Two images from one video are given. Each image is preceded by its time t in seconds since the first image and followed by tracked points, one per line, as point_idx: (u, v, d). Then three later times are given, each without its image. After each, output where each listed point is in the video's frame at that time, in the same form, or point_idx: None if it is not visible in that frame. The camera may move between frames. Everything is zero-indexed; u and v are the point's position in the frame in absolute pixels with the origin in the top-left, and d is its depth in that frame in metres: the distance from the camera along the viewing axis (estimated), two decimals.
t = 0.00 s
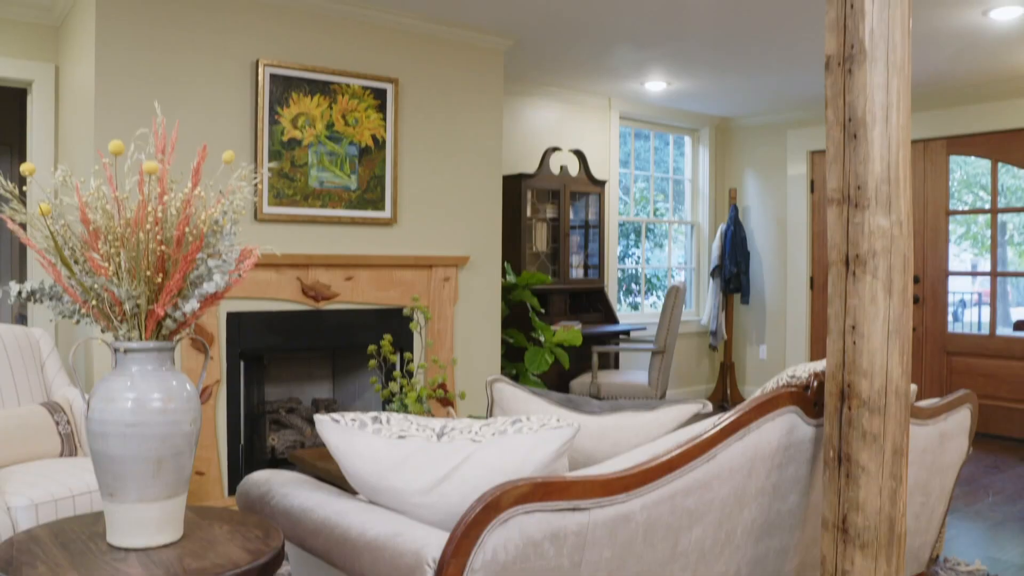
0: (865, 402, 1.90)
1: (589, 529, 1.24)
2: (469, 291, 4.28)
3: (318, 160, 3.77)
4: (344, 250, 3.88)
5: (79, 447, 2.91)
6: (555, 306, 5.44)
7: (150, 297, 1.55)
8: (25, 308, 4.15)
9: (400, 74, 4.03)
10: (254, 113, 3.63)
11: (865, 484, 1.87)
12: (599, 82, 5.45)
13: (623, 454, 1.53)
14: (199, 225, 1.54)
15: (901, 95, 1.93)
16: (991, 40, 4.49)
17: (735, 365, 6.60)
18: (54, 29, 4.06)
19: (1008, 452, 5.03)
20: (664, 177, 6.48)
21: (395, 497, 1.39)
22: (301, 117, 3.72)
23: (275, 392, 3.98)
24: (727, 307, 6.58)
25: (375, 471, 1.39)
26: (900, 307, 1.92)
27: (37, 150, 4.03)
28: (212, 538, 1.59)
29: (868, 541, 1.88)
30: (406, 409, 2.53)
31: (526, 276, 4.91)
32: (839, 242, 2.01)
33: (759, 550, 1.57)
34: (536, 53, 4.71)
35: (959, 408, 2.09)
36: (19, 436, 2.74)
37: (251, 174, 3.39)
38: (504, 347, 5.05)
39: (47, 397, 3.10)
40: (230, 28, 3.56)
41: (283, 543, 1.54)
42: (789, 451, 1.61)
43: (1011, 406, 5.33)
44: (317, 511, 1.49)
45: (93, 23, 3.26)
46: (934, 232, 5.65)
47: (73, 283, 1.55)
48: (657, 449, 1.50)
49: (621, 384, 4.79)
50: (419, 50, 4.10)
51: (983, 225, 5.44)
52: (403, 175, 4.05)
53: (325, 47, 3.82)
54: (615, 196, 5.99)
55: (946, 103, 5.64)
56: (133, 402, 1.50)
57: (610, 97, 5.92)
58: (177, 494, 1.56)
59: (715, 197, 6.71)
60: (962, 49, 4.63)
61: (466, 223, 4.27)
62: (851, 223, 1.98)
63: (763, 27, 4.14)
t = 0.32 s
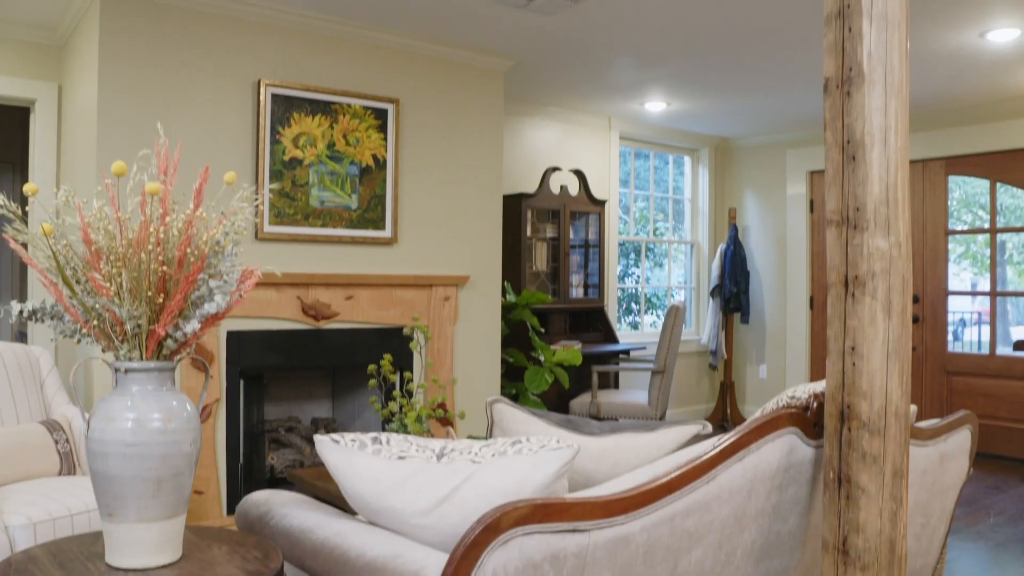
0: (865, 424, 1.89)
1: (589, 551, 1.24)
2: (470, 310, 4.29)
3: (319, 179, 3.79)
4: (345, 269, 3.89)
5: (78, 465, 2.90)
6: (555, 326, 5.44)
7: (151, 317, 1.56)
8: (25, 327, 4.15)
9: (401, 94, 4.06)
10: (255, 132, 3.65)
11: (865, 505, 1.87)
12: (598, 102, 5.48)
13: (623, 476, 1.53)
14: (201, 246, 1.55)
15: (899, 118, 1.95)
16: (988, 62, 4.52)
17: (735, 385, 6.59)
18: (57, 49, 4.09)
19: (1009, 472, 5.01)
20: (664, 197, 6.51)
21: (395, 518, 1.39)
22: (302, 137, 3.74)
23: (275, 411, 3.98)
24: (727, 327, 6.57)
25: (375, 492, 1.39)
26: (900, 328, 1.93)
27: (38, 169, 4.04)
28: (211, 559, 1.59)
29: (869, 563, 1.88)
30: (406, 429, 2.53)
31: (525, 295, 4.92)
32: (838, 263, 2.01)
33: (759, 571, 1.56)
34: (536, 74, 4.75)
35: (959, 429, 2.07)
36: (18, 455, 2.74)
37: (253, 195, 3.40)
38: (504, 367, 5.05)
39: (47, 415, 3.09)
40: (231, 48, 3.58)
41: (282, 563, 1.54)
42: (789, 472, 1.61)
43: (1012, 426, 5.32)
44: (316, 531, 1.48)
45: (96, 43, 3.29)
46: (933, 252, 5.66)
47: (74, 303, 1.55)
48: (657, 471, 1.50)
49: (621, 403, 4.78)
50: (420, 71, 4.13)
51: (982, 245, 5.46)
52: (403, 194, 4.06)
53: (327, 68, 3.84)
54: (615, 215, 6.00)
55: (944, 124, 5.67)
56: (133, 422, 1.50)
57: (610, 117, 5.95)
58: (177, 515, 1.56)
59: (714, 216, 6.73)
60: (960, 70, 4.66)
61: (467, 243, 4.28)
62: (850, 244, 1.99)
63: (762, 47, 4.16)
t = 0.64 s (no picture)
0: (865, 445, 1.89)
1: (589, 573, 1.23)
2: (469, 330, 4.29)
3: (320, 200, 3.81)
4: (345, 289, 3.89)
5: (76, 484, 2.90)
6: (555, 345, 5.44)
7: (152, 338, 1.56)
8: (24, 346, 4.15)
9: (402, 114, 4.08)
10: (256, 152, 3.66)
11: (865, 527, 1.87)
12: (598, 123, 5.51)
13: (623, 497, 1.53)
14: (202, 266, 1.55)
15: (897, 140, 1.96)
16: (986, 83, 4.55)
17: (735, 405, 6.58)
18: (61, 69, 4.12)
19: (1011, 493, 4.99)
20: (664, 217, 6.53)
21: (395, 539, 1.38)
22: (303, 156, 3.75)
23: (275, 431, 3.98)
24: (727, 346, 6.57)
25: (374, 513, 1.39)
26: (899, 349, 1.93)
27: (41, 189, 4.06)
28: None
29: None
30: (406, 450, 2.53)
31: (525, 315, 4.92)
32: (837, 285, 2.02)
33: None
34: (536, 94, 4.78)
35: (960, 450, 2.03)
36: (16, 474, 2.73)
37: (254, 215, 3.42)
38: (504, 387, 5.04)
39: (45, 434, 3.09)
40: (233, 69, 3.61)
41: None
42: (789, 494, 1.60)
43: (1012, 447, 5.30)
44: (315, 552, 1.48)
45: (99, 63, 3.31)
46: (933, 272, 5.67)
47: (76, 323, 1.55)
48: (656, 492, 1.50)
49: (621, 424, 4.77)
50: (421, 92, 4.15)
51: (982, 264, 5.47)
52: (404, 214, 4.08)
53: (329, 88, 3.87)
54: (615, 235, 6.02)
55: (943, 144, 5.70)
56: (133, 442, 1.50)
57: (609, 138, 5.98)
58: (176, 535, 1.56)
59: (714, 236, 6.75)
60: (958, 91, 4.69)
61: (467, 262, 4.29)
62: (849, 266, 2.00)
63: (760, 68, 4.19)
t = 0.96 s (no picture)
0: (865, 468, 1.90)
1: None
2: (469, 350, 4.29)
3: (320, 220, 3.82)
4: (345, 309, 3.90)
5: (75, 504, 2.88)
6: (555, 366, 5.44)
7: (153, 358, 1.56)
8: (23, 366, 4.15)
9: (403, 135, 4.10)
10: (258, 172, 3.68)
11: (865, 551, 1.87)
12: (598, 144, 5.53)
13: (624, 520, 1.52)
14: (204, 288, 1.55)
15: (895, 163, 1.97)
16: (983, 105, 4.58)
17: (735, 425, 6.56)
18: (66, 89, 4.15)
19: (1012, 515, 4.97)
20: (663, 237, 6.55)
21: (394, 562, 1.37)
22: (304, 177, 3.77)
23: (274, 451, 3.97)
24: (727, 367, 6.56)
25: (373, 535, 1.38)
26: (898, 371, 1.94)
27: (43, 208, 4.07)
28: None
29: None
30: (405, 471, 2.52)
31: (525, 336, 4.92)
32: (837, 307, 2.02)
33: None
34: (536, 116, 4.81)
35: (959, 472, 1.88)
36: (14, 494, 2.72)
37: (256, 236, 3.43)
38: (503, 408, 5.03)
39: (44, 454, 3.08)
40: (235, 90, 3.63)
41: None
42: (789, 516, 1.59)
43: (1013, 468, 5.29)
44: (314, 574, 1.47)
45: (103, 85, 3.33)
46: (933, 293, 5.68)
47: (77, 344, 1.56)
48: (656, 515, 1.50)
49: (621, 444, 4.76)
50: (422, 113, 4.18)
51: (982, 285, 5.48)
52: (404, 234, 4.09)
53: (330, 109, 3.89)
54: (615, 255, 6.04)
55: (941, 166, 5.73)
56: (133, 463, 1.50)
57: (609, 159, 6.01)
58: (175, 557, 1.55)
59: (714, 256, 6.76)
60: (955, 113, 4.72)
61: (467, 282, 4.30)
62: (848, 289, 2.00)
63: (758, 89, 4.22)
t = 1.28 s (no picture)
0: (865, 492, 1.89)
1: None
2: (469, 372, 4.29)
3: (321, 241, 3.83)
4: (345, 331, 3.90)
5: (73, 525, 2.87)
6: (555, 388, 5.44)
7: (154, 381, 1.57)
8: (22, 387, 4.14)
9: (404, 157, 4.12)
10: (259, 194, 3.70)
11: None
12: (598, 166, 5.56)
13: (624, 544, 1.52)
14: (205, 311, 1.56)
15: (893, 188, 1.98)
16: (981, 128, 4.60)
17: (736, 448, 6.54)
18: (68, 111, 4.18)
19: (1014, 538, 4.95)
20: (663, 259, 6.56)
21: None
22: (306, 199, 3.79)
23: (273, 472, 3.96)
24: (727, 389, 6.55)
25: (371, 559, 1.36)
26: (898, 396, 1.94)
27: (44, 228, 4.09)
28: None
29: None
30: (404, 494, 2.51)
31: (525, 357, 4.92)
32: (836, 331, 2.03)
33: None
34: (537, 138, 4.83)
35: (962, 496, 1.93)
36: (11, 515, 2.71)
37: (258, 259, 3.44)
38: (503, 430, 5.02)
39: (42, 475, 3.07)
40: (237, 112, 3.65)
41: None
42: (789, 541, 1.59)
43: (1015, 491, 5.26)
44: None
45: (106, 107, 3.36)
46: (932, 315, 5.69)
47: (78, 365, 1.56)
48: (656, 539, 1.50)
49: (621, 467, 4.75)
50: (423, 135, 4.20)
51: (981, 306, 5.48)
52: (404, 256, 4.10)
53: (332, 132, 3.92)
54: (615, 277, 6.05)
55: (939, 188, 5.75)
56: (133, 485, 1.51)
57: (609, 181, 6.04)
58: None
59: (714, 278, 6.78)
60: (953, 136, 4.75)
61: (467, 304, 4.31)
62: (847, 313, 2.01)
63: (757, 112, 4.25)
